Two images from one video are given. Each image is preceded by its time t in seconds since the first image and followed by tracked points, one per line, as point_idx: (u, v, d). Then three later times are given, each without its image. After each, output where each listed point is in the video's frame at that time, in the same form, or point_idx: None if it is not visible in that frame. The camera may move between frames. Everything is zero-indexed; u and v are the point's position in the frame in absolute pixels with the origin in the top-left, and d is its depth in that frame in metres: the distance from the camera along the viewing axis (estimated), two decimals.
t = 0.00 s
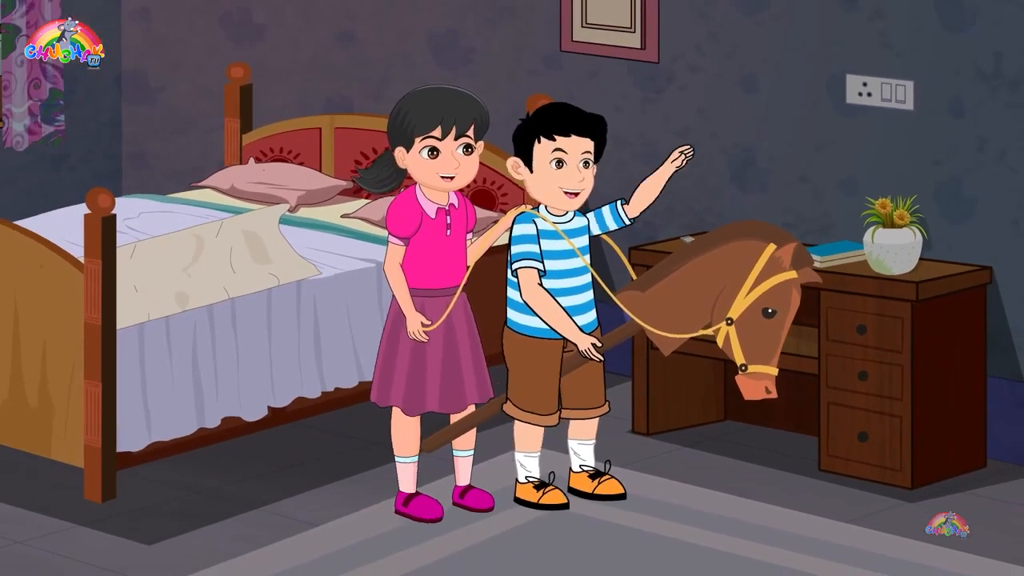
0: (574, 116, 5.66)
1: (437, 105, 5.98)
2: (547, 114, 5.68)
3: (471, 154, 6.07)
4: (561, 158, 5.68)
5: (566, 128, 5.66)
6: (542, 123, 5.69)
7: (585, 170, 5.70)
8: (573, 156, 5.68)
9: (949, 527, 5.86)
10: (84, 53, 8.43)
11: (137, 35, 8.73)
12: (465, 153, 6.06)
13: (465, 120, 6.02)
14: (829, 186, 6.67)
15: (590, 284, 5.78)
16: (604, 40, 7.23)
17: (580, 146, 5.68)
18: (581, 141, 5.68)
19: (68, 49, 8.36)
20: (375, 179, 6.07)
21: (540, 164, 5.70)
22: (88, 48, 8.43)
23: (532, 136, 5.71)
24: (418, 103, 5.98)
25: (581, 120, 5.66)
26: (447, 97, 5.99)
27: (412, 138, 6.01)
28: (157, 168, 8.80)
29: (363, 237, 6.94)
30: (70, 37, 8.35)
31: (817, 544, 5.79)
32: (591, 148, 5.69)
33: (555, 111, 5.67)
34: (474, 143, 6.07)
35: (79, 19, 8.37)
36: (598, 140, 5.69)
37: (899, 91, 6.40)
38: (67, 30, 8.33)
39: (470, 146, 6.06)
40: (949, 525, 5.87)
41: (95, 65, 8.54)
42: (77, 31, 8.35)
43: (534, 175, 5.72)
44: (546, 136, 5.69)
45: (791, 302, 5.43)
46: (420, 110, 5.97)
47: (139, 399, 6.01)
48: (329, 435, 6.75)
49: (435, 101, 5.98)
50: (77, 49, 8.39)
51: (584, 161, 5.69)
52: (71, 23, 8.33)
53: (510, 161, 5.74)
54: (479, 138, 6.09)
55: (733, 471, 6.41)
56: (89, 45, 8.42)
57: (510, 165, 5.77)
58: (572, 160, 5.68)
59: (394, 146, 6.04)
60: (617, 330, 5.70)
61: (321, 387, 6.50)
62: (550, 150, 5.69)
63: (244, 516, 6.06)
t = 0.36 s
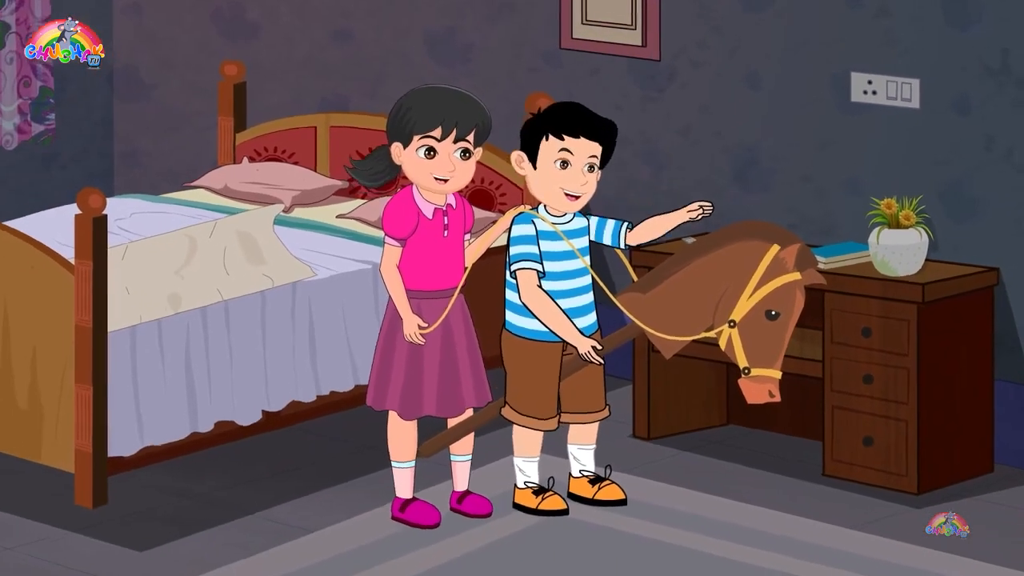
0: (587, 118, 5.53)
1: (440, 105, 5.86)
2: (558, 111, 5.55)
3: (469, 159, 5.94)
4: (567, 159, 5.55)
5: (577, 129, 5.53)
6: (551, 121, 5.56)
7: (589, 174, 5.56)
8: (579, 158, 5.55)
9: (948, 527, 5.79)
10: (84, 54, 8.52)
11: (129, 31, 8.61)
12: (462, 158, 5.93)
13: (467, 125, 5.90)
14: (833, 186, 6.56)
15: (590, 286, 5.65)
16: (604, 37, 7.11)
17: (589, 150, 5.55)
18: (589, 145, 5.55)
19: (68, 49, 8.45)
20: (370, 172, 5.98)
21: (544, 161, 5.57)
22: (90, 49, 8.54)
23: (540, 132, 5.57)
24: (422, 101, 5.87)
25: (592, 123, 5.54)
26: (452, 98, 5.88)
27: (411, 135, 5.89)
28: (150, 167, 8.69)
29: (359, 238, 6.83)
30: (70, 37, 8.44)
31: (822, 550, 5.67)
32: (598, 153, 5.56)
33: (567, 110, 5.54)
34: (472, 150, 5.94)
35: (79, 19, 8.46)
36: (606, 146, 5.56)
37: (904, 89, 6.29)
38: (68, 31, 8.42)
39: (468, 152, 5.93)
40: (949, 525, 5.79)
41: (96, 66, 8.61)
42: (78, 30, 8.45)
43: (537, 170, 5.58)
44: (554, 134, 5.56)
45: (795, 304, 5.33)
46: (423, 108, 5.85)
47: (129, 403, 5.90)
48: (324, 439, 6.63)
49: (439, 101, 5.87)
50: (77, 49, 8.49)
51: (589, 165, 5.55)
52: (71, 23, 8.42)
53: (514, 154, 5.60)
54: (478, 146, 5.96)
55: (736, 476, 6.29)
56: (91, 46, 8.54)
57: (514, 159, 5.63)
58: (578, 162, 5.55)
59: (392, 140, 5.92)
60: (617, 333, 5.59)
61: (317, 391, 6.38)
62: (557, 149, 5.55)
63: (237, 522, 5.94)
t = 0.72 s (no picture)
0: (584, 112, 5.18)
1: (430, 100, 5.52)
2: (553, 106, 5.20)
3: (462, 157, 5.61)
4: (564, 157, 5.19)
5: (573, 125, 5.17)
6: (547, 117, 5.20)
7: (588, 173, 5.21)
8: (577, 156, 5.20)
9: (946, 526, 5.60)
10: (84, 55, 8.23)
11: (103, 22, 8.26)
12: (455, 155, 5.59)
13: (458, 120, 5.56)
14: (847, 186, 6.22)
15: (590, 291, 5.30)
16: (605, 28, 6.77)
17: (586, 147, 5.19)
18: (587, 141, 5.20)
19: (68, 50, 8.19)
20: (356, 172, 5.59)
21: (540, 160, 5.22)
22: (91, 49, 8.25)
23: (534, 130, 5.22)
24: (411, 95, 5.52)
25: (590, 118, 5.18)
26: (442, 92, 5.53)
27: (400, 132, 5.55)
28: (127, 166, 8.34)
29: (347, 240, 6.48)
30: (70, 38, 8.17)
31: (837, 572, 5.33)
32: (597, 150, 5.21)
33: (563, 105, 5.18)
34: (465, 146, 5.61)
35: (79, 18, 8.20)
36: (605, 142, 5.21)
37: (923, 82, 5.95)
38: (66, 30, 8.15)
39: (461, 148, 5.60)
40: (948, 525, 5.60)
41: (97, 67, 8.29)
42: (77, 30, 8.19)
43: (534, 170, 5.22)
44: (550, 130, 5.21)
45: (806, 310, 4.91)
46: (412, 104, 5.51)
47: (104, 416, 5.56)
48: (310, 453, 6.28)
49: (429, 95, 5.52)
50: (78, 50, 8.22)
51: (588, 163, 5.20)
52: (70, 23, 8.16)
53: (509, 154, 5.24)
54: (471, 141, 5.62)
55: (744, 492, 5.94)
56: (92, 46, 8.24)
57: (509, 159, 5.27)
58: (576, 160, 5.20)
59: (380, 138, 5.58)
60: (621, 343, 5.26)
61: (302, 403, 6.02)
62: (553, 146, 5.20)
63: (215, 542, 5.60)
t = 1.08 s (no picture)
0: (573, 104, 4.81)
1: (416, 93, 5.16)
2: (540, 101, 4.83)
3: (455, 148, 5.26)
4: (556, 154, 4.83)
5: (562, 120, 4.80)
6: (535, 113, 4.83)
7: (584, 167, 4.84)
8: (570, 152, 4.83)
9: (948, 524, 5.38)
10: (85, 55, 7.76)
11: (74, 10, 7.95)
12: (446, 148, 5.25)
13: (446, 110, 5.21)
14: (862, 185, 5.88)
15: (590, 298, 4.95)
16: (606, 19, 6.44)
17: (579, 140, 4.83)
18: (579, 133, 4.83)
19: (70, 50, 7.72)
20: (343, 177, 5.24)
21: (533, 160, 4.85)
22: (92, 49, 7.76)
23: (523, 129, 4.85)
24: (395, 91, 5.16)
25: (580, 110, 4.82)
26: (429, 83, 5.18)
27: (387, 130, 5.19)
28: (107, 167, 7.99)
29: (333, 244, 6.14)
30: (70, 38, 7.69)
31: None
32: (591, 142, 4.84)
33: (551, 101, 4.81)
34: (457, 136, 5.26)
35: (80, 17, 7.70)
36: (599, 133, 4.84)
37: (943, 76, 5.61)
38: (66, 30, 7.68)
39: (453, 139, 5.24)
40: (948, 523, 5.38)
41: (96, 67, 7.85)
42: (77, 29, 7.69)
43: (526, 172, 4.86)
44: (540, 128, 4.83)
45: (818, 318, 4.61)
46: (398, 99, 5.15)
47: (73, 430, 5.21)
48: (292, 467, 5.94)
49: (414, 87, 5.17)
50: (79, 51, 7.75)
51: (582, 158, 4.83)
52: (71, 22, 7.67)
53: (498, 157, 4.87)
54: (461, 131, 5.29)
55: (755, 511, 5.59)
56: (93, 46, 7.76)
57: (498, 162, 4.89)
58: (569, 155, 4.83)
59: (365, 141, 5.21)
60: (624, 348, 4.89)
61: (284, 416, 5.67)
62: (544, 144, 4.83)
63: (192, 564, 5.25)
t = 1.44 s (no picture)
0: (585, 103, 4.40)
1: (411, 87, 4.80)
2: (551, 95, 4.41)
3: (445, 153, 4.89)
4: (562, 153, 4.41)
5: (573, 116, 4.39)
6: (542, 107, 4.41)
7: (589, 171, 4.43)
8: (576, 152, 4.41)
9: (946, 522, 5.10)
10: (84, 55, 7.51)
11: (40, 4, 7.69)
12: (437, 151, 4.88)
13: (442, 111, 4.84)
14: (880, 185, 5.54)
15: (590, 306, 4.52)
16: (608, 8, 6.10)
17: (588, 141, 4.41)
18: (589, 135, 4.41)
19: (70, 48, 7.52)
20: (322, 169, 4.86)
21: (535, 157, 4.43)
22: (91, 48, 7.50)
23: (528, 120, 4.43)
24: (388, 82, 4.80)
25: (592, 109, 4.40)
26: (425, 78, 4.82)
27: (376, 125, 4.83)
28: (90, 166, 7.67)
29: (317, 248, 5.82)
30: (70, 38, 7.52)
31: None
32: (599, 146, 4.42)
33: (565, 94, 4.40)
34: (449, 139, 4.90)
35: (81, 17, 7.53)
36: (610, 136, 4.43)
37: (967, 69, 5.26)
38: (67, 30, 7.52)
39: (444, 143, 4.88)
40: (947, 522, 5.10)
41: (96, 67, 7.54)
42: (78, 30, 7.51)
43: (526, 168, 4.45)
44: (547, 123, 4.42)
45: (835, 327, 4.13)
46: (391, 91, 4.79)
47: (38, 444, 4.80)
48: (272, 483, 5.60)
49: (408, 82, 4.81)
50: (79, 49, 7.51)
51: (588, 161, 4.42)
52: (71, 22, 7.51)
53: (499, 148, 4.47)
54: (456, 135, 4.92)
55: (766, 531, 5.24)
56: (93, 45, 7.50)
57: (499, 153, 4.49)
58: (575, 156, 4.41)
59: (352, 133, 4.86)
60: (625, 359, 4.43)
61: (263, 432, 5.30)
62: (550, 141, 4.41)
63: None
